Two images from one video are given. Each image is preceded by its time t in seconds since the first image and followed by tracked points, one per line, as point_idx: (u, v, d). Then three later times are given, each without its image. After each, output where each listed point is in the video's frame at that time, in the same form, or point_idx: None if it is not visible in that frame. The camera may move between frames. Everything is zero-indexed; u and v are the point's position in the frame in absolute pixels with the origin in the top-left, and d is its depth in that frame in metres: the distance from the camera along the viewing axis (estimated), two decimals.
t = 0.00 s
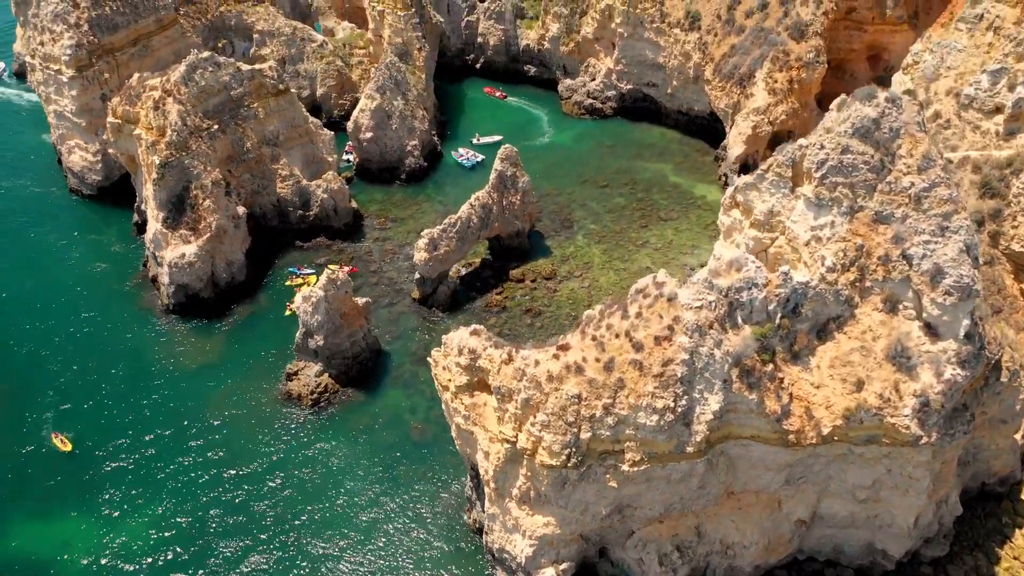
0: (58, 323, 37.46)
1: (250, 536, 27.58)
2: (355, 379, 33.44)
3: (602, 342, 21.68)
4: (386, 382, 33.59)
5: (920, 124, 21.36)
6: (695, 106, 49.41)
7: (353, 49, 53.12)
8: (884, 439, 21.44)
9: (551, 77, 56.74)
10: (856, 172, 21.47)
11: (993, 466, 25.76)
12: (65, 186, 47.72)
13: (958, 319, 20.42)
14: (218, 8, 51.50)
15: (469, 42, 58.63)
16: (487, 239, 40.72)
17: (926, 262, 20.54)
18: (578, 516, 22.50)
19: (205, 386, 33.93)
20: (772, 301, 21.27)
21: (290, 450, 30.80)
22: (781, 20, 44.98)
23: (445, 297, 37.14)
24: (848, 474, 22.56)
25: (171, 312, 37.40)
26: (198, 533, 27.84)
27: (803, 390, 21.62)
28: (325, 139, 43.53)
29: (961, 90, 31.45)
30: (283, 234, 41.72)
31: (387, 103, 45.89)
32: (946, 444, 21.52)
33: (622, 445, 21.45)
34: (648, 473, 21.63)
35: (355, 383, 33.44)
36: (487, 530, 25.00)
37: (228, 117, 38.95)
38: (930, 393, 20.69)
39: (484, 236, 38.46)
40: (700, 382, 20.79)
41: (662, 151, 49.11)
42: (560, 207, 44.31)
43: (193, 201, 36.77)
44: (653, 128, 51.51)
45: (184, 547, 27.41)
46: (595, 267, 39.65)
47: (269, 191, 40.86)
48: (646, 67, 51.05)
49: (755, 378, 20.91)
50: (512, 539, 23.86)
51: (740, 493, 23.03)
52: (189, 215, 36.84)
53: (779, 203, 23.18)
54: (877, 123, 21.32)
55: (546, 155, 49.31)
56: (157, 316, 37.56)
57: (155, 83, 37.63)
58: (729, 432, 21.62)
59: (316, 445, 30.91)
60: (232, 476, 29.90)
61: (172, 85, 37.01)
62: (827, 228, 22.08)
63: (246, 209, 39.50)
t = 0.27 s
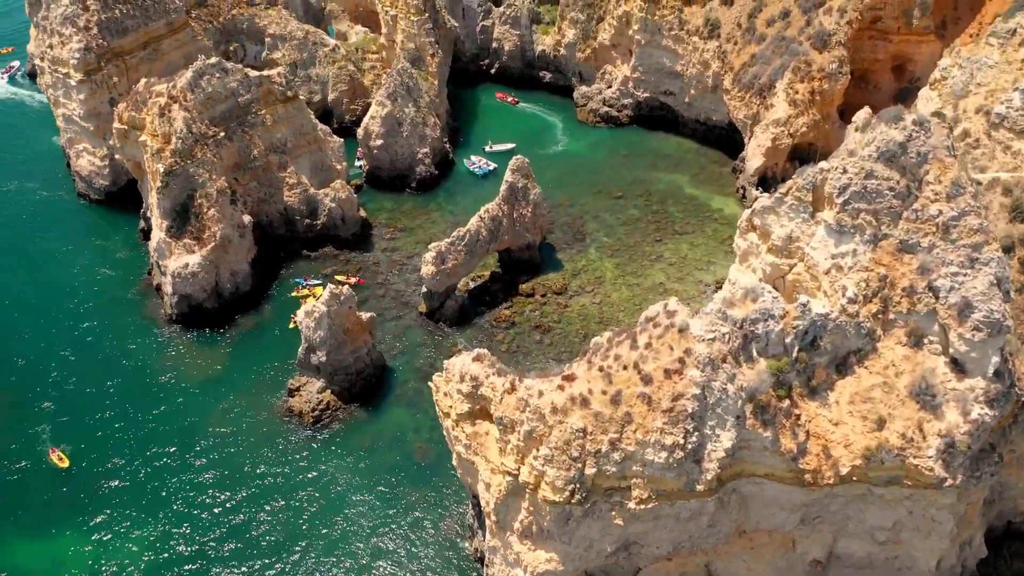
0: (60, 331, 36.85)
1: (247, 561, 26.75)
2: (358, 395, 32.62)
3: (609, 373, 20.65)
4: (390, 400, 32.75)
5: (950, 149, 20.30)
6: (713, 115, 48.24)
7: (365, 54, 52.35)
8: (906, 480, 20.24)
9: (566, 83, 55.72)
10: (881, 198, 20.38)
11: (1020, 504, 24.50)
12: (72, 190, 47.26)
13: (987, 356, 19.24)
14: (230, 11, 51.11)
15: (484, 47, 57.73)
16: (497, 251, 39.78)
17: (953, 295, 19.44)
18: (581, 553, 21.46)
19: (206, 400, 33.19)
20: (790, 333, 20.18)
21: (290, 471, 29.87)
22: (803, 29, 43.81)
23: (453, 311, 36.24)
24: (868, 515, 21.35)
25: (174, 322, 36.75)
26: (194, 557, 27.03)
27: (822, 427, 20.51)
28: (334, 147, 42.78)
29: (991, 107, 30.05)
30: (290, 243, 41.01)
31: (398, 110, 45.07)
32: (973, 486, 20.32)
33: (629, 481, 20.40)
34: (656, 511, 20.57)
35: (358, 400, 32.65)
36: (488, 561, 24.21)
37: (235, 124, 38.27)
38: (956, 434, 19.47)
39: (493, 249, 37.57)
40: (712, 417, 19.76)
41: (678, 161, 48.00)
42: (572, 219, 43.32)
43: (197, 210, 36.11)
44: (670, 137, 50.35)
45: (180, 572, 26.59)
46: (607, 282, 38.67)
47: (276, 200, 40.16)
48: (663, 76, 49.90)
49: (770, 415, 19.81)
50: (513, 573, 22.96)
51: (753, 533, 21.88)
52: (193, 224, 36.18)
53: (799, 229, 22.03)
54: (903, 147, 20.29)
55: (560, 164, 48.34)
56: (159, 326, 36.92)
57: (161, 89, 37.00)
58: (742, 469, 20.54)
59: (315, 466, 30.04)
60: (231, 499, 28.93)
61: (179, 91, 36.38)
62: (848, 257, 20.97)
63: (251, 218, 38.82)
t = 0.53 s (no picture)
0: (62, 342, 36.28)
1: None
2: (361, 414, 31.81)
3: (616, 409, 19.65)
4: (393, 418, 31.88)
5: (981, 177, 19.30)
6: (732, 126, 47.04)
7: (378, 59, 51.54)
8: (929, 527, 18.91)
9: (582, 90, 54.68)
10: (908, 228, 19.33)
11: None
12: (81, 195, 46.81)
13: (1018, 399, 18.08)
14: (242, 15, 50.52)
15: (499, 53, 56.81)
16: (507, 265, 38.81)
17: (982, 332, 18.33)
18: None
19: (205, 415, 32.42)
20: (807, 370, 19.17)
21: (290, 494, 28.96)
22: (826, 38, 42.61)
23: (460, 326, 35.32)
24: (888, 562, 20.07)
25: (176, 333, 36.06)
26: None
27: (840, 470, 19.24)
28: (343, 155, 41.97)
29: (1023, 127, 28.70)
30: (296, 253, 40.26)
31: (409, 117, 44.19)
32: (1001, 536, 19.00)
33: (635, 522, 19.23)
34: (663, 554, 19.33)
35: (361, 419, 31.82)
36: None
37: (242, 131, 37.54)
38: (984, 479, 18.14)
39: (503, 264, 36.59)
40: (724, 458, 18.65)
41: (695, 172, 46.84)
42: (584, 231, 42.29)
43: (202, 219, 35.40)
44: (687, 147, 49.19)
45: None
46: (619, 298, 37.63)
47: (283, 209, 39.41)
48: (681, 84, 48.73)
49: (785, 457, 18.75)
50: None
51: None
52: (197, 234, 35.46)
53: (818, 257, 20.86)
54: (932, 175, 19.35)
55: (574, 174, 47.31)
56: (162, 336, 36.24)
57: (167, 95, 36.33)
58: (755, 511, 19.42)
59: (315, 488, 29.19)
60: (228, 522, 28.06)
61: (184, 98, 35.64)
62: (871, 289, 19.74)
63: (257, 227, 38.08)
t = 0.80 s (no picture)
0: (62, 352, 35.68)
1: None
2: (362, 433, 30.93)
3: (622, 448, 18.53)
4: (396, 439, 30.97)
5: (1015, 209, 18.91)
6: (751, 137, 45.81)
7: (391, 64, 50.69)
8: None
9: (598, 98, 53.57)
10: (936, 264, 18.34)
11: None
12: (88, 200, 46.30)
13: None
14: (253, 18, 49.88)
15: (514, 58, 55.84)
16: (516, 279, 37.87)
17: (1014, 374, 17.22)
18: None
19: (204, 431, 31.66)
20: (827, 413, 17.90)
21: (286, 518, 28.07)
22: (850, 49, 41.30)
23: (467, 343, 34.36)
24: None
25: (178, 345, 35.38)
26: None
27: (858, 518, 17.82)
28: (351, 163, 41.14)
29: None
30: (303, 263, 39.50)
31: (420, 125, 43.30)
32: None
33: (641, 568, 18.20)
34: None
35: (362, 438, 30.95)
36: None
37: (248, 139, 36.82)
38: (1014, 532, 16.58)
39: (512, 279, 35.60)
40: (735, 503, 17.54)
41: (712, 185, 45.70)
42: (597, 244, 41.32)
43: (205, 229, 34.68)
44: (705, 158, 47.99)
45: None
46: (631, 315, 36.58)
47: (289, 219, 38.67)
48: (699, 94, 47.49)
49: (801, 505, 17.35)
50: None
51: None
52: (200, 245, 34.75)
53: (839, 289, 19.89)
54: (963, 207, 18.66)
55: (587, 185, 46.26)
56: (163, 348, 35.57)
57: (172, 102, 35.69)
58: (766, 559, 18.15)
59: (313, 511, 28.30)
60: (224, 545, 27.24)
61: (190, 106, 34.99)
62: (895, 325, 18.57)
63: (262, 237, 37.34)
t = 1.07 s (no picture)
0: (61, 361, 35.03)
1: None
2: (363, 454, 30.08)
3: (627, 491, 17.29)
4: (398, 461, 30.07)
5: None
6: (771, 149, 44.54)
7: (403, 70, 49.82)
8: None
9: (615, 106, 52.45)
10: (966, 304, 17.20)
11: None
12: (96, 205, 45.78)
13: None
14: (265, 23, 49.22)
15: (530, 64, 54.84)
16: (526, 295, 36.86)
17: None
18: None
19: (203, 447, 30.86)
20: (847, 461, 16.53)
21: (283, 542, 27.20)
22: (875, 61, 39.92)
23: (473, 361, 33.40)
24: None
25: (179, 357, 34.66)
26: None
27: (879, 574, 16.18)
28: (360, 173, 40.28)
29: None
30: (309, 275, 38.72)
31: (430, 134, 42.38)
32: None
33: None
34: None
35: (363, 460, 30.07)
36: None
37: (254, 148, 36.05)
38: None
39: (521, 295, 34.59)
40: (747, 556, 15.95)
41: (730, 198, 44.52)
42: (610, 259, 40.33)
43: (208, 241, 33.92)
44: (723, 170, 46.77)
45: None
46: (643, 334, 35.48)
47: (295, 229, 37.88)
48: (718, 104, 46.23)
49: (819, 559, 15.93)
50: None
51: None
52: (203, 256, 33.99)
53: (860, 325, 18.86)
54: (997, 244, 17.41)
55: (601, 196, 45.21)
56: (165, 361, 34.86)
57: (177, 110, 34.98)
58: None
59: (310, 535, 27.41)
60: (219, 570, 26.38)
61: (194, 114, 34.25)
62: (922, 367, 17.51)
63: (267, 248, 36.58)
